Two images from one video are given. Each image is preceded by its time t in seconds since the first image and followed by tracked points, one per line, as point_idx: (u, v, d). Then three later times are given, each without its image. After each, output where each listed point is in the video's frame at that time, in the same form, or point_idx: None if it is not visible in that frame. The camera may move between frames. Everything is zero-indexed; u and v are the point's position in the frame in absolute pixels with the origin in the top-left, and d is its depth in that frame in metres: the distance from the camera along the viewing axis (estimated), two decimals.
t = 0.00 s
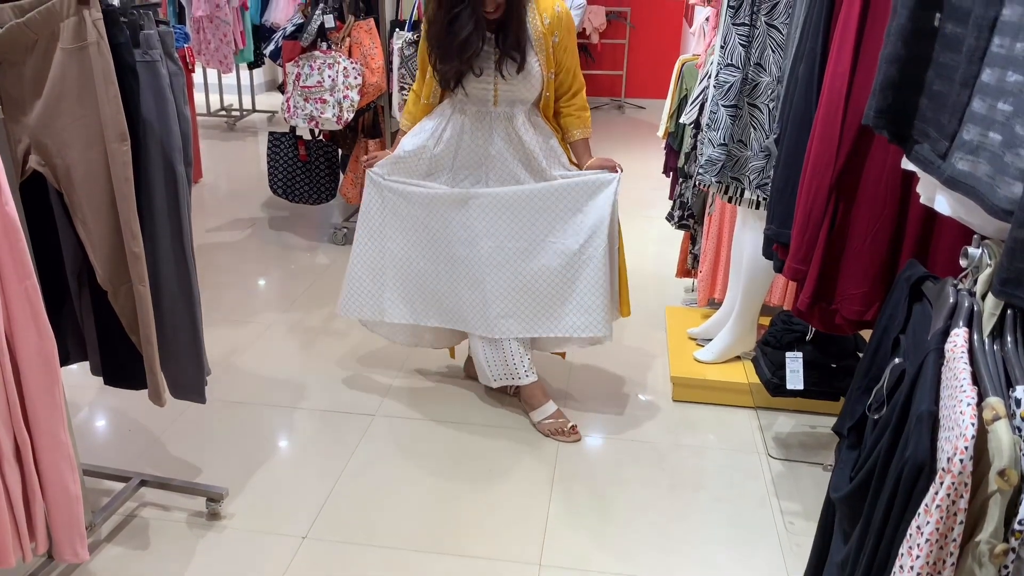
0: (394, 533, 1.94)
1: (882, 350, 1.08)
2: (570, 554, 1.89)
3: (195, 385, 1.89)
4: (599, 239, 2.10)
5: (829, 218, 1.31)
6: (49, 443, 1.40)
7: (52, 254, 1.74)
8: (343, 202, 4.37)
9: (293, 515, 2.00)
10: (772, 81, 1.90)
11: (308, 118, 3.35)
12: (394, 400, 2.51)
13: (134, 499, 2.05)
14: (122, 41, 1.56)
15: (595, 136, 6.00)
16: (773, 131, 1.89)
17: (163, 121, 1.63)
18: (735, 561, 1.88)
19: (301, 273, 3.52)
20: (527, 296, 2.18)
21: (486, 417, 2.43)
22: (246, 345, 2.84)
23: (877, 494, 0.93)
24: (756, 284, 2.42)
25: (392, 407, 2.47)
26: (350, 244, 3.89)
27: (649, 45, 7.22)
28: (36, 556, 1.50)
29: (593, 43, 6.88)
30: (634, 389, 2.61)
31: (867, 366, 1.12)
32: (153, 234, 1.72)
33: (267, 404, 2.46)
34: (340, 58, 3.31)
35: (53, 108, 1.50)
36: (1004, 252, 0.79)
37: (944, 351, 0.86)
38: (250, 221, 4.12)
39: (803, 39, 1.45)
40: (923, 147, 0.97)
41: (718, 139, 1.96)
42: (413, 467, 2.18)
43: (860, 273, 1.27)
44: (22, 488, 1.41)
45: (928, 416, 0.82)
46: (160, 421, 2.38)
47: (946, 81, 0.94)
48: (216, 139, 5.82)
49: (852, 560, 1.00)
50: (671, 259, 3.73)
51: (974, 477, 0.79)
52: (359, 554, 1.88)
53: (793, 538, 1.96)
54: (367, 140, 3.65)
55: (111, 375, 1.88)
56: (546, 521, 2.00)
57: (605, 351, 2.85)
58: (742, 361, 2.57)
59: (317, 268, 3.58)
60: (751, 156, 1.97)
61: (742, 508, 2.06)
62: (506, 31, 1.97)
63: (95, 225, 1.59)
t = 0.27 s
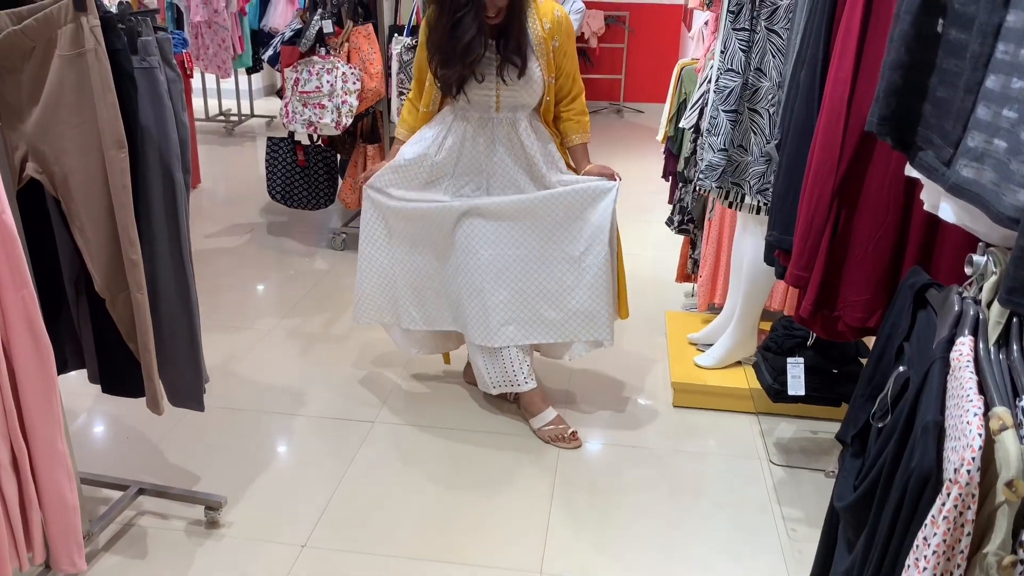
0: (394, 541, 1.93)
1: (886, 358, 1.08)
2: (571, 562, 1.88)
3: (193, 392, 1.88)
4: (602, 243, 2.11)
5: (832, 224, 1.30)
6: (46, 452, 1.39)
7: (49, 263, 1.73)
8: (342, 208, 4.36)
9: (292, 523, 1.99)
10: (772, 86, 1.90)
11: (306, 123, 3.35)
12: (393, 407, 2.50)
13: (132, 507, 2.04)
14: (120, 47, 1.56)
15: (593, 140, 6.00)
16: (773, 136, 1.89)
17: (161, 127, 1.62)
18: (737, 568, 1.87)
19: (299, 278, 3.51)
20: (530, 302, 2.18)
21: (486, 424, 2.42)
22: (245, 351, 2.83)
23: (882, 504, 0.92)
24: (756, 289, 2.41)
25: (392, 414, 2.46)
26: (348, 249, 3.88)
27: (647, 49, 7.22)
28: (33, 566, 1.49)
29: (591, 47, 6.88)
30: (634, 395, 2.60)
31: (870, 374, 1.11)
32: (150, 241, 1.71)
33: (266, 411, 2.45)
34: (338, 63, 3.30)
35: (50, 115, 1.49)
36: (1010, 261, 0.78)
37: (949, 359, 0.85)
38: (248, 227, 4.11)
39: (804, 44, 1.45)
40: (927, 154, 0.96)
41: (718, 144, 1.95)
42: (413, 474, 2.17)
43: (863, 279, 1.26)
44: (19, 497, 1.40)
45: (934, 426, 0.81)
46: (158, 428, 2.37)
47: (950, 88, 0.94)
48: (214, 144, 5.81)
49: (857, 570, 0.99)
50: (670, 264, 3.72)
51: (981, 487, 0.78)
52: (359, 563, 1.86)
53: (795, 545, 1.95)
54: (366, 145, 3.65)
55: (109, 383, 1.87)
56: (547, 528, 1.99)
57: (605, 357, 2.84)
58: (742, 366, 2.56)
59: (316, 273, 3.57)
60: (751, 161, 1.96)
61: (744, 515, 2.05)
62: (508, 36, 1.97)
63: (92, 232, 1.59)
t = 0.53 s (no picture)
0: (394, 546, 1.92)
1: (891, 361, 1.07)
2: (572, 566, 1.87)
3: (191, 397, 1.86)
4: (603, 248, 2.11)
5: (836, 225, 1.28)
6: (42, 458, 1.38)
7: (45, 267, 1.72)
8: (340, 210, 4.35)
9: (292, 528, 1.97)
10: (773, 87, 1.89)
11: (304, 126, 3.34)
12: (393, 410, 2.48)
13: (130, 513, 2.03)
14: (116, 49, 1.54)
15: (593, 142, 5.99)
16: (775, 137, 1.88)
17: (158, 130, 1.61)
18: (740, 572, 1.86)
19: (298, 281, 3.50)
20: (530, 307, 2.17)
21: (486, 428, 2.41)
22: (243, 355, 2.81)
23: (889, 509, 0.91)
24: (758, 291, 2.40)
25: (391, 417, 2.45)
26: (347, 252, 3.87)
27: (646, 51, 7.22)
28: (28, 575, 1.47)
29: (590, 49, 6.87)
30: (635, 397, 2.59)
31: (875, 378, 1.10)
32: (148, 245, 1.70)
33: (265, 415, 2.44)
34: (336, 65, 3.29)
35: (46, 118, 1.47)
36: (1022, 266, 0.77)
37: (957, 363, 0.84)
38: (246, 230, 4.09)
39: (806, 45, 1.44)
40: (934, 155, 0.95)
41: (719, 146, 1.95)
42: (413, 479, 2.16)
43: (867, 281, 1.26)
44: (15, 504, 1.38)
45: (943, 431, 0.80)
46: (156, 433, 2.35)
47: (956, 88, 0.93)
48: (212, 147, 5.80)
49: None
50: (669, 266, 3.71)
51: (991, 494, 0.77)
52: (360, 568, 1.85)
53: (798, 549, 1.94)
54: (364, 147, 3.63)
55: (107, 388, 1.85)
56: (548, 532, 1.98)
57: (605, 360, 2.83)
58: (743, 369, 2.55)
59: (314, 276, 3.55)
60: (752, 163, 1.95)
61: (746, 518, 2.04)
62: (511, 35, 1.96)
63: (89, 236, 1.57)
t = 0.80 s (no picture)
0: (394, 548, 1.91)
1: (899, 360, 1.05)
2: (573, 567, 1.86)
3: (188, 398, 1.85)
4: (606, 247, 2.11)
5: (842, 223, 1.27)
6: (37, 461, 1.36)
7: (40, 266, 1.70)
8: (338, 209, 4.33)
9: (290, 530, 1.96)
10: (775, 84, 1.88)
11: (302, 124, 3.32)
12: (392, 411, 2.47)
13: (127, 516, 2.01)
14: (111, 46, 1.53)
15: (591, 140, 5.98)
16: (777, 134, 1.86)
17: (154, 127, 1.59)
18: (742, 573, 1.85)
19: (296, 281, 3.48)
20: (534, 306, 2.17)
21: (486, 428, 2.39)
22: (241, 355, 2.79)
23: (899, 511, 0.90)
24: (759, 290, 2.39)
25: (390, 418, 2.43)
26: (345, 251, 3.85)
27: (644, 48, 7.20)
28: None
29: (588, 47, 6.86)
30: (635, 397, 2.58)
31: (882, 377, 1.08)
32: (144, 244, 1.68)
33: (263, 416, 2.42)
34: (333, 63, 3.27)
35: (41, 117, 1.45)
36: None
37: (968, 363, 0.83)
38: (243, 229, 4.07)
39: (810, 41, 1.42)
40: (944, 151, 0.94)
41: (720, 143, 1.93)
42: (413, 480, 2.14)
43: (874, 280, 1.24)
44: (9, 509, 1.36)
45: (955, 431, 0.79)
46: (153, 434, 2.33)
47: (967, 83, 0.91)
48: (209, 146, 5.77)
49: None
50: (669, 265, 3.69)
51: (1006, 496, 0.76)
52: (360, 570, 1.84)
53: (801, 549, 1.92)
54: (361, 146, 3.60)
55: (102, 389, 1.83)
56: (549, 534, 1.96)
57: (605, 359, 2.81)
58: (744, 368, 2.54)
59: (312, 276, 3.54)
60: (754, 160, 1.93)
61: (748, 519, 2.02)
62: (511, 24, 1.93)
63: (84, 236, 1.55)
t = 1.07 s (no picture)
0: (395, 547, 1.89)
1: (909, 357, 1.04)
2: (575, 566, 1.85)
3: (186, 396, 1.83)
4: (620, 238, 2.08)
5: (850, 217, 1.26)
6: (33, 461, 1.34)
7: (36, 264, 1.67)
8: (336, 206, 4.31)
9: (290, 529, 1.94)
10: (779, 78, 1.86)
11: (299, 120, 3.29)
12: (392, 409, 2.45)
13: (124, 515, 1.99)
14: (107, 41, 1.51)
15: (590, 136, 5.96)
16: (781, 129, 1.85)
17: (152, 123, 1.57)
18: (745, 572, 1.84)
19: (294, 278, 3.46)
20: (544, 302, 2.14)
21: (486, 426, 2.37)
22: (239, 352, 2.77)
23: (911, 512, 0.89)
24: (760, 286, 2.37)
25: (390, 416, 2.41)
26: (343, 248, 3.83)
27: (643, 43, 7.18)
28: None
29: (587, 42, 6.83)
30: (636, 394, 2.56)
31: (892, 375, 1.07)
32: (141, 242, 1.66)
33: (261, 414, 2.40)
34: (331, 59, 3.25)
35: (36, 113, 1.43)
36: None
37: (983, 361, 0.81)
38: (241, 226, 4.05)
39: (816, 34, 1.40)
40: (957, 145, 0.93)
41: (724, 138, 1.90)
42: (413, 478, 2.13)
43: (882, 278, 1.23)
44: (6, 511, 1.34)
45: (971, 431, 0.77)
46: (151, 432, 2.31)
47: (981, 75, 0.90)
48: (206, 143, 5.75)
49: None
50: (669, 261, 3.68)
51: None
52: (360, 570, 1.82)
53: (804, 547, 1.91)
54: (359, 142, 3.57)
55: (99, 388, 1.81)
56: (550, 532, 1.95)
57: (606, 356, 2.80)
58: (746, 364, 2.53)
59: (310, 273, 3.52)
60: (757, 155, 1.93)
61: (751, 517, 2.01)
62: None
63: (80, 232, 1.53)
